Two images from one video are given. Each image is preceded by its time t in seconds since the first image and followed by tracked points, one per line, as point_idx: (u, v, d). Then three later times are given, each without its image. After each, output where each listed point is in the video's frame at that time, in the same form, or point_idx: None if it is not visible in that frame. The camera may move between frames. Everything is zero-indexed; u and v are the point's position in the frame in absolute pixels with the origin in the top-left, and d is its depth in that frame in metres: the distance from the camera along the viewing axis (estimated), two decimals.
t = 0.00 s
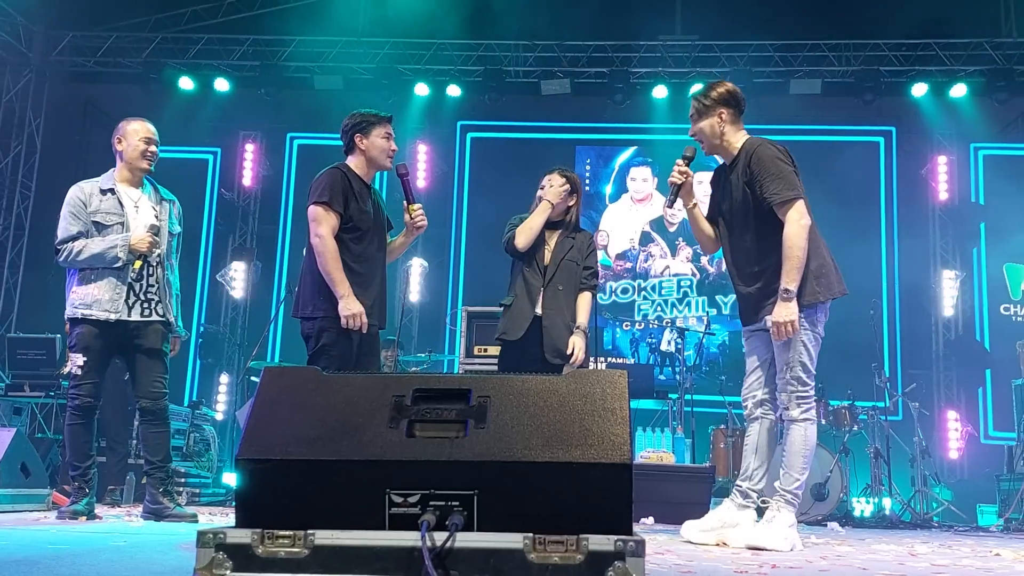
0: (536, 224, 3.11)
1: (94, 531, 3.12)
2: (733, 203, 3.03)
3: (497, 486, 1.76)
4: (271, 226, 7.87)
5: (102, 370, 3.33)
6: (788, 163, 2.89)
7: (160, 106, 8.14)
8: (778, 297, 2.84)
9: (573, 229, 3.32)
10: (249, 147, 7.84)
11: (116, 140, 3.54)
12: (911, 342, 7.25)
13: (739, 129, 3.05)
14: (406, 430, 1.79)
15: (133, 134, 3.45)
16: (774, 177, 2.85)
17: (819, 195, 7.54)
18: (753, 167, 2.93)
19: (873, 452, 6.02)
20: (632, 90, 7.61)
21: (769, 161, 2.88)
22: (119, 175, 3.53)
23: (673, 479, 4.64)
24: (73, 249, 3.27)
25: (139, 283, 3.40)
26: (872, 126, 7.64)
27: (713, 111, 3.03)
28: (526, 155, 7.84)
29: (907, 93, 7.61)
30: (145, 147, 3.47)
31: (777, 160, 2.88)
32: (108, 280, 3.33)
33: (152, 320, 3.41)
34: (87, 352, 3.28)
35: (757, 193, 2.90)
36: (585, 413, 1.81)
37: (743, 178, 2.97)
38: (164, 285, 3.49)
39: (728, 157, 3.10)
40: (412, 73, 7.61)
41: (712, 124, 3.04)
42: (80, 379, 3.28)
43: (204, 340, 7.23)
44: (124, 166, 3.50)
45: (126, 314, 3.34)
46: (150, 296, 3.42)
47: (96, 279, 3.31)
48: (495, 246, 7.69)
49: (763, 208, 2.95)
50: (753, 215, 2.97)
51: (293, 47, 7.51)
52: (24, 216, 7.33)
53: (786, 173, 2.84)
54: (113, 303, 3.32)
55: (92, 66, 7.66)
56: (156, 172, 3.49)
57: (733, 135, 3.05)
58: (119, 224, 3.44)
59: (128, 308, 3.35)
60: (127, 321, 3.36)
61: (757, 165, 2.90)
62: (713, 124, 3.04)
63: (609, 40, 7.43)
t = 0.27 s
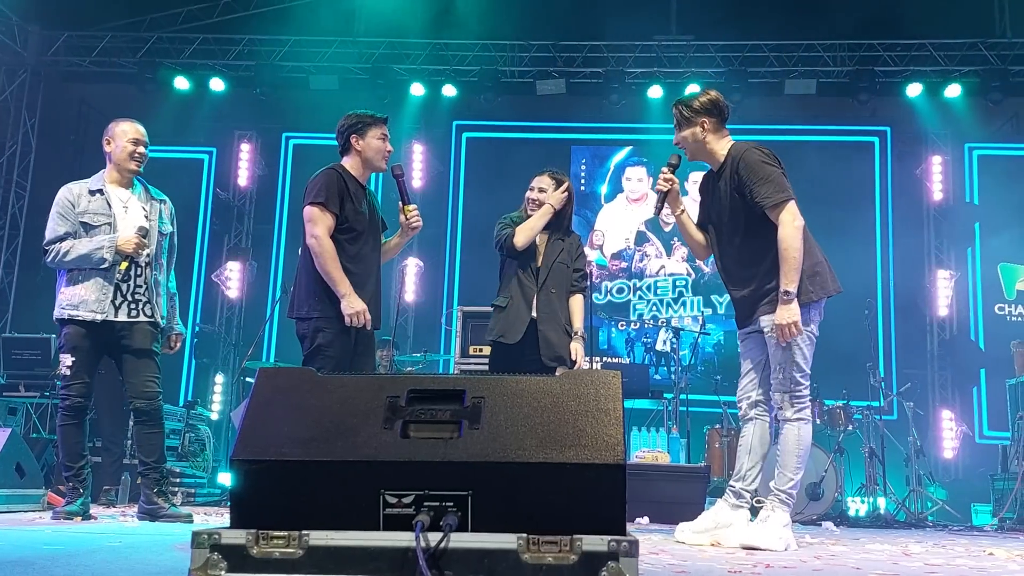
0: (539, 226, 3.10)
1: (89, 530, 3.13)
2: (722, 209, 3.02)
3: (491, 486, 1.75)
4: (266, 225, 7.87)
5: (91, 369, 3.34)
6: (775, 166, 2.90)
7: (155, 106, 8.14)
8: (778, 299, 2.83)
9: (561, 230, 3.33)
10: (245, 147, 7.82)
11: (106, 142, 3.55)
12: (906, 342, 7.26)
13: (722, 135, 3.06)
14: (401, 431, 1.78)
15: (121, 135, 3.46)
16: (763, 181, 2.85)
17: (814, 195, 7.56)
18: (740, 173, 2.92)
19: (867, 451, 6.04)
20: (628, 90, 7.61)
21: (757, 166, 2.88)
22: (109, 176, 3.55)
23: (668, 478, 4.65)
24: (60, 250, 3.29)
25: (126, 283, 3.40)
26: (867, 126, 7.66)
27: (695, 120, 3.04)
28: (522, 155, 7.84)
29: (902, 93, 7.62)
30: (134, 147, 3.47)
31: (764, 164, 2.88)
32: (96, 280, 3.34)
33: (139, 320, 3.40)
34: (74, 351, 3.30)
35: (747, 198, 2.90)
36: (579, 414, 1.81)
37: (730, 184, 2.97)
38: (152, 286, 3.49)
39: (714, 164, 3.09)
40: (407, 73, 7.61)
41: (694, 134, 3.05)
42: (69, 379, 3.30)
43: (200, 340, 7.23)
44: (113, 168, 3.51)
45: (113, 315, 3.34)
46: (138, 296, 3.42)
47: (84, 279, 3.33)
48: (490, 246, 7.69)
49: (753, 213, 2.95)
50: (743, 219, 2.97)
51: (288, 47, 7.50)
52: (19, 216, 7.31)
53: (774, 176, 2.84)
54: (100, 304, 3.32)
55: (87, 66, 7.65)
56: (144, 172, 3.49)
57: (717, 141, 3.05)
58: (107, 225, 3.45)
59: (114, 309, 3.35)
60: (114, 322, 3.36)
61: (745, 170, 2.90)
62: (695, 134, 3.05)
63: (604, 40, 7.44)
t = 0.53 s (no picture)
0: (529, 238, 3.08)
1: (85, 531, 3.12)
2: (723, 198, 3.04)
3: (487, 487, 1.75)
4: (262, 226, 7.87)
5: (84, 369, 3.35)
6: (781, 161, 2.90)
7: (151, 107, 8.13)
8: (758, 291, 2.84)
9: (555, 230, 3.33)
10: (240, 147, 7.83)
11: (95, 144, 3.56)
12: (902, 343, 7.27)
13: (733, 125, 3.08)
14: (397, 432, 1.79)
15: (109, 134, 3.47)
16: (767, 175, 2.85)
17: (810, 196, 7.57)
18: (746, 164, 2.93)
19: (863, 452, 6.05)
20: (624, 92, 7.62)
21: (763, 158, 2.88)
22: (99, 177, 3.55)
23: (664, 479, 4.65)
24: (51, 252, 3.30)
25: (117, 283, 3.40)
26: (862, 127, 7.68)
27: (709, 106, 3.05)
28: (518, 156, 7.84)
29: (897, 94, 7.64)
30: (124, 148, 3.47)
31: (771, 158, 2.88)
32: (87, 280, 3.34)
33: (131, 321, 3.40)
34: (67, 351, 3.30)
35: (749, 189, 2.91)
36: (574, 414, 1.81)
37: (736, 174, 2.98)
38: (144, 286, 3.48)
39: (722, 153, 3.12)
40: (404, 74, 7.61)
41: (707, 119, 3.06)
42: (62, 378, 3.30)
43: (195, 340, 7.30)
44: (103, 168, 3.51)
45: (105, 315, 3.34)
46: (130, 296, 3.42)
47: (74, 280, 3.33)
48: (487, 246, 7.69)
49: (755, 205, 2.96)
50: (743, 211, 2.97)
51: (285, 48, 7.50)
52: (14, 216, 7.29)
53: (779, 171, 2.85)
54: (92, 304, 3.32)
55: (83, 66, 7.64)
56: (133, 171, 3.49)
57: (727, 131, 3.07)
58: (97, 225, 3.45)
59: (106, 309, 3.35)
60: (106, 322, 3.36)
61: (750, 161, 2.91)
62: (708, 120, 3.05)
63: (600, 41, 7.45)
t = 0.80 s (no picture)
0: (512, 254, 3.06)
1: (82, 533, 3.11)
2: (733, 190, 3.02)
3: (484, 489, 1.75)
4: (259, 227, 7.86)
5: (81, 370, 3.34)
6: (795, 160, 2.90)
7: (148, 107, 8.13)
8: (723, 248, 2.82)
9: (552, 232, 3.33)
10: (237, 148, 7.83)
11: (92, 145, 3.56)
12: (900, 344, 7.28)
13: (751, 120, 3.07)
14: (394, 434, 1.78)
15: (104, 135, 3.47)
16: (778, 169, 2.85)
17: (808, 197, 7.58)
18: (759, 159, 2.93)
19: (860, 453, 6.05)
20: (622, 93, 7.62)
21: (777, 154, 2.88)
22: (97, 178, 3.55)
23: (662, 480, 4.65)
24: (48, 251, 3.30)
25: (115, 283, 3.40)
26: (859, 128, 7.70)
27: (729, 99, 3.04)
28: (516, 157, 7.85)
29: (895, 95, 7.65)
30: (112, 149, 3.45)
31: (786, 155, 2.88)
32: (84, 280, 3.34)
33: (128, 322, 3.40)
34: (63, 353, 3.30)
35: (760, 183, 2.90)
36: (571, 416, 1.81)
37: (749, 168, 2.97)
38: (141, 287, 3.48)
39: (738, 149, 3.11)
40: (401, 75, 7.62)
41: (727, 110, 3.04)
42: (59, 380, 3.30)
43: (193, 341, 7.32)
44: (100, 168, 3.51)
45: (101, 317, 3.33)
46: (126, 297, 3.42)
47: (72, 279, 3.33)
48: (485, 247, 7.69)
49: (764, 200, 2.96)
50: (750, 204, 2.97)
51: (282, 49, 7.50)
52: (11, 216, 7.28)
53: (791, 167, 2.84)
54: (88, 303, 3.32)
55: (80, 67, 7.62)
56: (128, 171, 3.49)
57: (745, 126, 3.06)
58: (95, 225, 3.45)
59: (103, 309, 3.34)
60: (101, 324, 3.35)
61: (765, 156, 2.91)
62: (728, 112, 3.04)
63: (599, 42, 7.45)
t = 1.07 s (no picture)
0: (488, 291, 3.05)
1: (79, 534, 3.11)
2: (733, 184, 3.04)
3: (480, 489, 1.75)
4: (256, 226, 7.86)
5: (77, 369, 3.35)
6: (798, 162, 2.91)
7: (145, 107, 8.12)
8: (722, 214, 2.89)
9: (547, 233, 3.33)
10: (233, 148, 7.84)
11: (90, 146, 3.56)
12: (896, 344, 7.29)
13: (760, 121, 3.06)
14: (390, 434, 1.79)
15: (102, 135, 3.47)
16: (780, 170, 2.87)
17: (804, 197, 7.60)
18: (763, 158, 2.94)
19: (856, 453, 6.07)
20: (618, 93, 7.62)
21: (781, 155, 2.89)
22: (94, 179, 3.55)
23: (658, 480, 4.66)
24: (45, 251, 3.30)
25: (111, 283, 3.39)
26: (855, 129, 7.72)
27: (738, 99, 3.03)
28: (513, 157, 7.85)
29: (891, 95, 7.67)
30: (107, 151, 3.44)
31: (790, 157, 2.89)
32: (81, 280, 3.33)
33: (124, 322, 3.40)
34: (59, 353, 3.30)
35: (761, 181, 2.92)
36: (567, 417, 1.81)
37: (751, 165, 2.99)
38: (137, 287, 3.48)
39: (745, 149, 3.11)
40: (397, 75, 7.63)
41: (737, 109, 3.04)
42: (55, 380, 3.30)
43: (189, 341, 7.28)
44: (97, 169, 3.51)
45: (97, 316, 3.33)
46: (123, 298, 3.42)
47: (68, 279, 3.32)
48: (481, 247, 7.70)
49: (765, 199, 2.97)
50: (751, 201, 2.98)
51: (278, 49, 7.50)
52: (7, 217, 7.27)
53: (792, 170, 2.86)
54: (85, 304, 3.32)
55: (76, 67, 7.62)
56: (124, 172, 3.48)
57: (753, 126, 3.06)
58: (92, 225, 3.44)
59: (99, 309, 3.34)
60: (98, 324, 3.35)
61: (769, 156, 2.92)
62: (737, 112, 3.03)
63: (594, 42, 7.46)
